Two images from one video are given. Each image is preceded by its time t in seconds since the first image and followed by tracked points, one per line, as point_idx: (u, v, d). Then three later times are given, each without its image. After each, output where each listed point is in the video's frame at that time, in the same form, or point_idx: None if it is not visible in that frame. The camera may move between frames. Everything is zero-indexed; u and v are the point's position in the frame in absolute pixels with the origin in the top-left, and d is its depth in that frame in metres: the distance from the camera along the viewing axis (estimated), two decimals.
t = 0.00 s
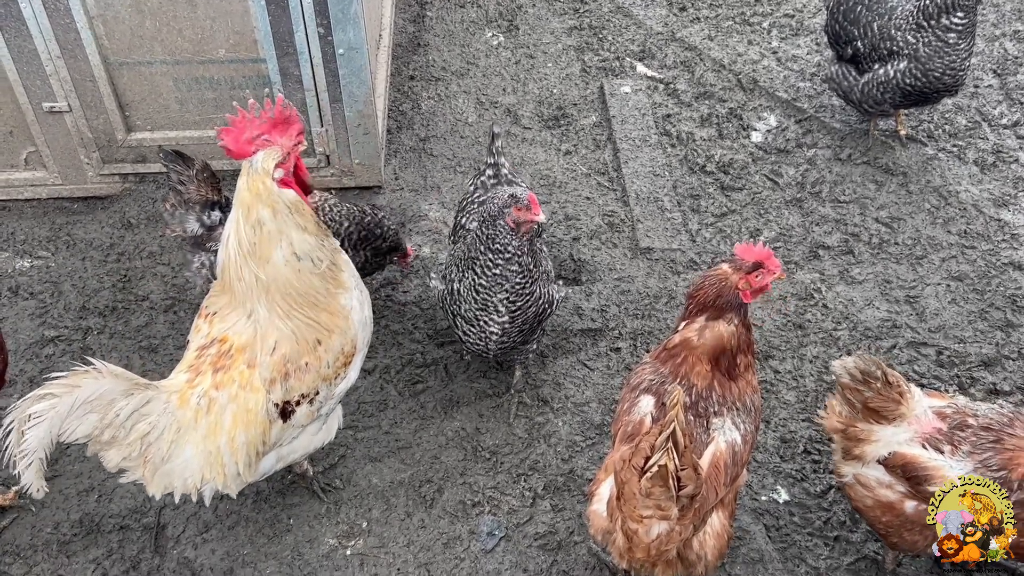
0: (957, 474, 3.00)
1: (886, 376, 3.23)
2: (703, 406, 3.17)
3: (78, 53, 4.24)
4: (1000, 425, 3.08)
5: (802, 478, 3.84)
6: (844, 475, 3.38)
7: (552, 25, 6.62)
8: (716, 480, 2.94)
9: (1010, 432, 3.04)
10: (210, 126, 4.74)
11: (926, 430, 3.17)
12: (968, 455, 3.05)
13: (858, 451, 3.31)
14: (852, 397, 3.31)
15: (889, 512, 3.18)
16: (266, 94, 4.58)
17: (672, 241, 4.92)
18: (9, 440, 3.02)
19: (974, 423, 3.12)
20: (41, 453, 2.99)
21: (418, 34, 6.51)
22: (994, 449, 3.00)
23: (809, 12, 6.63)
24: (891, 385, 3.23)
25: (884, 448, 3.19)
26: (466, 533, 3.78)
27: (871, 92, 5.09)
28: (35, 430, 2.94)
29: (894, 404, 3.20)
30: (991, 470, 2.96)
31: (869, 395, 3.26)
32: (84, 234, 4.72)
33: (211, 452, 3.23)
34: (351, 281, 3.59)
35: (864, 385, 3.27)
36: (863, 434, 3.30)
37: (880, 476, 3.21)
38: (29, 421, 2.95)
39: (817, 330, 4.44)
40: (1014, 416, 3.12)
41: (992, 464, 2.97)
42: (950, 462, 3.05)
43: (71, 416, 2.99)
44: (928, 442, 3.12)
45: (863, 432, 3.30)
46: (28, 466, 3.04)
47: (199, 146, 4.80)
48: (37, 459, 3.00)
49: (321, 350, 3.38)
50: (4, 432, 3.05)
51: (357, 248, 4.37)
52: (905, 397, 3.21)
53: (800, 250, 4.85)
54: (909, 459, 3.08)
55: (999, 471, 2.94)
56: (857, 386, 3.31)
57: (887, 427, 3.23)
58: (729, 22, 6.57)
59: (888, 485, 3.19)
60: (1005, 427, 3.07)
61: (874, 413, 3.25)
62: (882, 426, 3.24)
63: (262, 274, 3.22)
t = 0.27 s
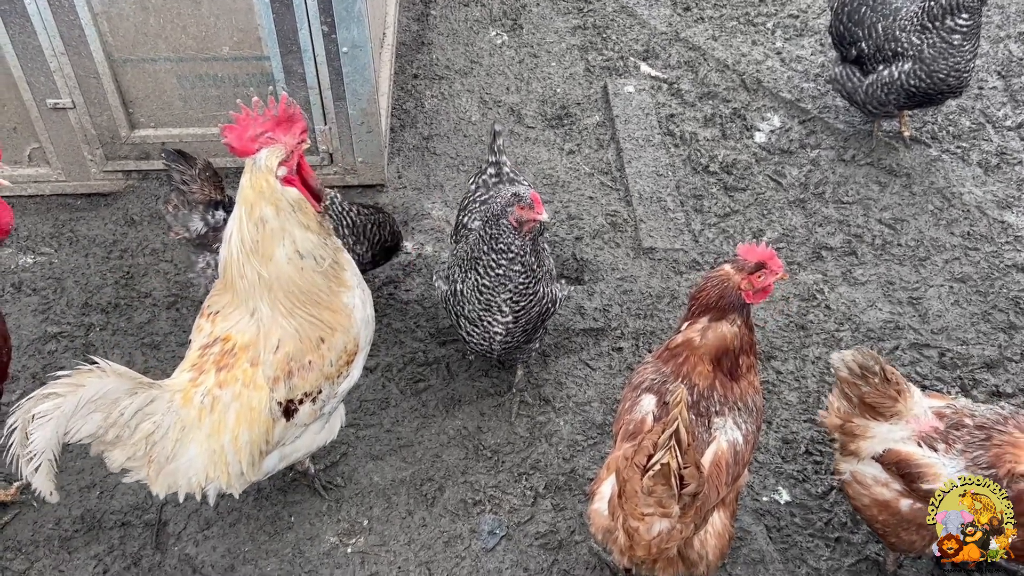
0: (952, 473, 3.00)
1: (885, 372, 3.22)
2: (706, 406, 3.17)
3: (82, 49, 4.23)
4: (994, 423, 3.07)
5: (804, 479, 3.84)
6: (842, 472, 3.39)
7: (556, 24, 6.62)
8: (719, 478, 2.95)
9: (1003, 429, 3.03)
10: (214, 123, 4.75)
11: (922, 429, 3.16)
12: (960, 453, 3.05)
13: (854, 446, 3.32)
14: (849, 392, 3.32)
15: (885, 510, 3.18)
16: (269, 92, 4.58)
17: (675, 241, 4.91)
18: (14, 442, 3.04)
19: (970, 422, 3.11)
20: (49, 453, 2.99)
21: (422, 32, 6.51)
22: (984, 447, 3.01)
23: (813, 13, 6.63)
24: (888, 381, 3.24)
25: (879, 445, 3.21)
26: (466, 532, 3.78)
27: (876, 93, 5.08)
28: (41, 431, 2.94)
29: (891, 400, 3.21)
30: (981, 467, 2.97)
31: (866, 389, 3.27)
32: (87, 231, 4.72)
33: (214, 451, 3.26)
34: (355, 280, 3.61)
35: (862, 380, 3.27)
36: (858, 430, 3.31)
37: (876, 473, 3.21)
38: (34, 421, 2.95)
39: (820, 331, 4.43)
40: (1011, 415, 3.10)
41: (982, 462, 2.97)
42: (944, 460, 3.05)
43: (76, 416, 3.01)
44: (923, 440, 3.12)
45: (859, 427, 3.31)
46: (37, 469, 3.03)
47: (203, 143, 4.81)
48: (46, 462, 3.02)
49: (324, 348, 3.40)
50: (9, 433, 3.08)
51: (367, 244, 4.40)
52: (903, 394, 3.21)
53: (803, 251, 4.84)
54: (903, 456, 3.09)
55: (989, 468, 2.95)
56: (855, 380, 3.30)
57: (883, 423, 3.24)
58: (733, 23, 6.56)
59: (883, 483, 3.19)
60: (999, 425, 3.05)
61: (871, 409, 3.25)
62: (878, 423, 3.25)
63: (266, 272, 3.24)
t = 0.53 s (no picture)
0: (951, 473, 3.00)
1: (885, 372, 3.18)
2: (711, 410, 3.19)
3: (90, 45, 4.24)
4: (996, 426, 3.07)
5: (807, 481, 3.84)
6: (843, 472, 3.37)
7: (563, 24, 6.61)
8: (720, 486, 2.98)
9: (1003, 432, 3.03)
10: (221, 121, 4.74)
11: (924, 430, 3.15)
12: (960, 454, 3.05)
13: (854, 446, 3.31)
14: (849, 391, 3.27)
15: (885, 510, 3.18)
16: (276, 89, 4.58)
17: (680, 242, 4.91)
18: (18, 434, 3.03)
19: (972, 425, 3.11)
20: (50, 447, 3.00)
21: (429, 31, 6.51)
22: (984, 449, 3.01)
23: (822, 14, 6.61)
24: (887, 381, 3.19)
25: (879, 445, 3.20)
26: (469, 530, 3.79)
27: (884, 95, 5.06)
28: (45, 426, 2.96)
29: (890, 400, 3.16)
30: (980, 468, 2.98)
31: (865, 388, 3.22)
32: (94, 226, 4.73)
33: (220, 448, 3.26)
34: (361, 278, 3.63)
35: (862, 379, 3.22)
36: (858, 430, 3.29)
37: (876, 473, 3.20)
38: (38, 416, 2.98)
39: (825, 333, 4.42)
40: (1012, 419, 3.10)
41: (981, 462, 2.98)
42: (943, 461, 3.05)
43: (81, 412, 3.03)
44: (923, 441, 3.11)
45: (859, 427, 3.28)
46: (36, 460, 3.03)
47: (210, 140, 4.81)
48: (45, 454, 3.02)
49: (331, 346, 3.42)
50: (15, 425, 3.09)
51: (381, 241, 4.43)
52: (902, 394, 3.16)
53: (809, 252, 4.84)
54: (903, 456, 3.09)
55: (987, 470, 2.95)
56: (854, 380, 3.26)
57: (883, 423, 3.21)
58: (741, 23, 6.56)
59: (884, 483, 3.18)
60: (1000, 428, 3.06)
61: (871, 408, 3.22)
62: (878, 423, 3.22)
63: (272, 269, 3.25)
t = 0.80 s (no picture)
0: (954, 475, 2.99)
1: (894, 376, 3.18)
2: (719, 410, 3.19)
3: (104, 42, 4.26)
4: (1006, 434, 3.06)
5: (815, 485, 3.83)
6: (852, 477, 3.36)
7: (575, 24, 6.61)
8: (725, 486, 2.97)
9: (1014, 440, 3.03)
10: (232, 118, 4.75)
11: (933, 436, 3.13)
12: (969, 460, 3.04)
13: (863, 450, 3.29)
14: (858, 395, 3.27)
15: (893, 516, 3.15)
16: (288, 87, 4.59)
17: (690, 244, 4.90)
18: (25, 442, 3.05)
19: (982, 432, 3.10)
20: (60, 455, 3.02)
21: (440, 30, 6.52)
22: (993, 456, 3.00)
23: (834, 17, 6.59)
24: (898, 385, 3.19)
25: (888, 449, 3.18)
26: (475, 530, 3.79)
27: (895, 99, 5.04)
28: (51, 433, 2.98)
29: (899, 404, 3.16)
30: (989, 474, 2.97)
31: (874, 392, 3.22)
32: (105, 222, 4.75)
33: (227, 448, 3.29)
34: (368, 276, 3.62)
35: (870, 382, 3.23)
36: (867, 434, 3.28)
37: (885, 478, 3.18)
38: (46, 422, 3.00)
39: (834, 336, 4.41)
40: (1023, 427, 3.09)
41: (990, 469, 2.98)
42: (952, 467, 3.03)
43: (86, 418, 3.04)
44: (932, 447, 3.10)
45: (868, 431, 3.27)
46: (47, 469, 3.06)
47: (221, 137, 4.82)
48: (56, 461, 3.03)
49: (338, 346, 3.43)
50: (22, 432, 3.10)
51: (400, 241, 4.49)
52: (912, 398, 3.16)
53: (819, 256, 4.82)
54: (911, 461, 3.07)
55: (995, 477, 2.95)
56: (864, 383, 3.26)
57: (892, 428, 3.21)
58: (753, 25, 6.54)
59: (892, 488, 3.16)
60: (1010, 436, 3.05)
61: (879, 412, 3.21)
62: (887, 427, 3.21)
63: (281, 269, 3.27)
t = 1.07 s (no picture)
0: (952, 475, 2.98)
1: (910, 385, 3.17)
2: (730, 413, 3.19)
3: (120, 39, 4.28)
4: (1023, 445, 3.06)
5: (824, 490, 3.81)
6: (864, 485, 3.34)
7: (588, 26, 6.61)
8: (735, 488, 2.96)
9: None
10: (246, 117, 4.76)
11: (948, 445, 3.12)
12: (985, 471, 3.03)
13: (876, 459, 3.28)
14: (873, 403, 3.27)
15: (906, 525, 3.13)
16: (302, 86, 4.60)
17: (701, 246, 4.89)
18: (38, 430, 3.10)
19: (998, 442, 3.09)
20: (68, 444, 3.07)
21: (454, 31, 6.53)
22: (1010, 468, 2.99)
23: (849, 20, 6.57)
24: (913, 394, 3.18)
25: (902, 458, 3.16)
26: (483, 530, 3.79)
27: (910, 103, 5.02)
28: (62, 423, 3.01)
29: (913, 413, 3.15)
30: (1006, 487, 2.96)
31: (889, 400, 3.22)
32: (119, 218, 4.77)
33: (237, 445, 3.30)
34: (380, 276, 3.66)
35: (886, 391, 3.23)
36: (882, 442, 3.27)
37: (898, 487, 3.16)
38: (56, 413, 3.02)
39: (845, 341, 4.39)
40: None
41: (1007, 482, 2.97)
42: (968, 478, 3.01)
43: (97, 410, 3.06)
44: (948, 456, 3.08)
45: (882, 439, 3.26)
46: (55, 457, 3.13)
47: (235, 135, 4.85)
48: (63, 449, 3.10)
49: (349, 344, 3.45)
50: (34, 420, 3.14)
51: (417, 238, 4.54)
52: (928, 408, 3.15)
53: (831, 260, 4.80)
54: (926, 472, 3.03)
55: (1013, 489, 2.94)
56: (879, 391, 3.26)
57: (906, 437, 3.19)
58: (767, 28, 6.53)
59: (905, 497, 3.14)
60: None
61: (894, 421, 3.21)
62: (902, 436, 3.20)
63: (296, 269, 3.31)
